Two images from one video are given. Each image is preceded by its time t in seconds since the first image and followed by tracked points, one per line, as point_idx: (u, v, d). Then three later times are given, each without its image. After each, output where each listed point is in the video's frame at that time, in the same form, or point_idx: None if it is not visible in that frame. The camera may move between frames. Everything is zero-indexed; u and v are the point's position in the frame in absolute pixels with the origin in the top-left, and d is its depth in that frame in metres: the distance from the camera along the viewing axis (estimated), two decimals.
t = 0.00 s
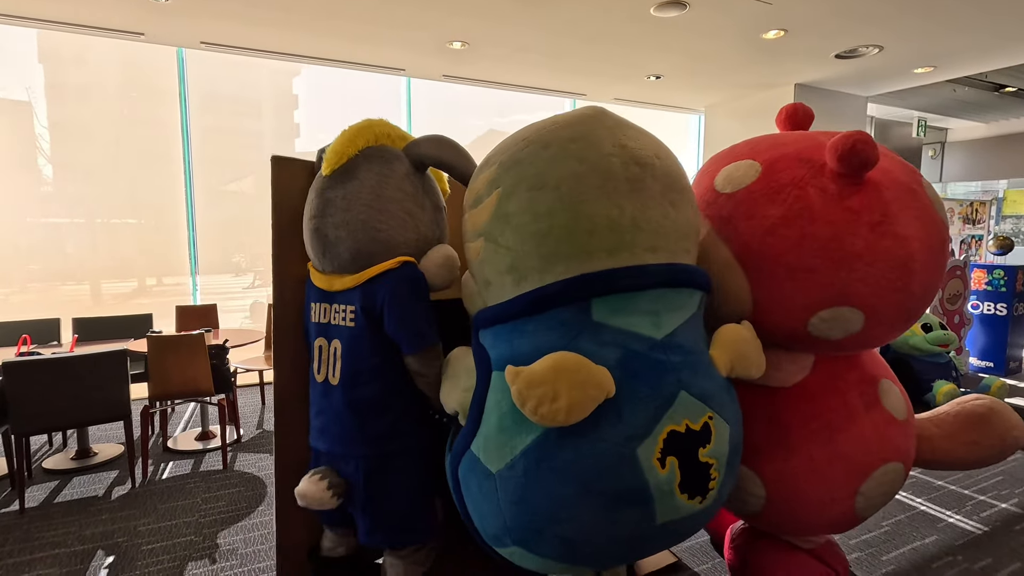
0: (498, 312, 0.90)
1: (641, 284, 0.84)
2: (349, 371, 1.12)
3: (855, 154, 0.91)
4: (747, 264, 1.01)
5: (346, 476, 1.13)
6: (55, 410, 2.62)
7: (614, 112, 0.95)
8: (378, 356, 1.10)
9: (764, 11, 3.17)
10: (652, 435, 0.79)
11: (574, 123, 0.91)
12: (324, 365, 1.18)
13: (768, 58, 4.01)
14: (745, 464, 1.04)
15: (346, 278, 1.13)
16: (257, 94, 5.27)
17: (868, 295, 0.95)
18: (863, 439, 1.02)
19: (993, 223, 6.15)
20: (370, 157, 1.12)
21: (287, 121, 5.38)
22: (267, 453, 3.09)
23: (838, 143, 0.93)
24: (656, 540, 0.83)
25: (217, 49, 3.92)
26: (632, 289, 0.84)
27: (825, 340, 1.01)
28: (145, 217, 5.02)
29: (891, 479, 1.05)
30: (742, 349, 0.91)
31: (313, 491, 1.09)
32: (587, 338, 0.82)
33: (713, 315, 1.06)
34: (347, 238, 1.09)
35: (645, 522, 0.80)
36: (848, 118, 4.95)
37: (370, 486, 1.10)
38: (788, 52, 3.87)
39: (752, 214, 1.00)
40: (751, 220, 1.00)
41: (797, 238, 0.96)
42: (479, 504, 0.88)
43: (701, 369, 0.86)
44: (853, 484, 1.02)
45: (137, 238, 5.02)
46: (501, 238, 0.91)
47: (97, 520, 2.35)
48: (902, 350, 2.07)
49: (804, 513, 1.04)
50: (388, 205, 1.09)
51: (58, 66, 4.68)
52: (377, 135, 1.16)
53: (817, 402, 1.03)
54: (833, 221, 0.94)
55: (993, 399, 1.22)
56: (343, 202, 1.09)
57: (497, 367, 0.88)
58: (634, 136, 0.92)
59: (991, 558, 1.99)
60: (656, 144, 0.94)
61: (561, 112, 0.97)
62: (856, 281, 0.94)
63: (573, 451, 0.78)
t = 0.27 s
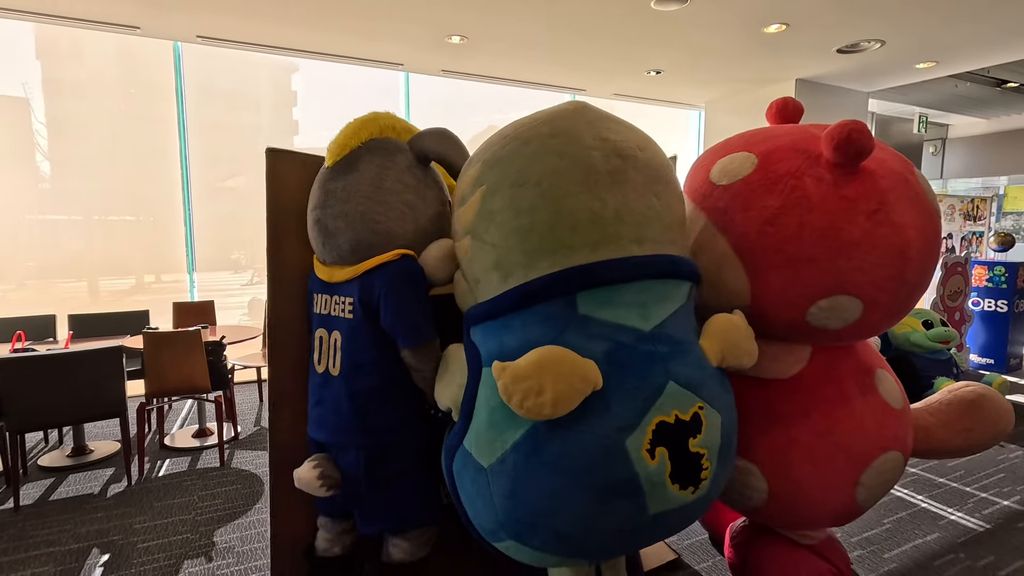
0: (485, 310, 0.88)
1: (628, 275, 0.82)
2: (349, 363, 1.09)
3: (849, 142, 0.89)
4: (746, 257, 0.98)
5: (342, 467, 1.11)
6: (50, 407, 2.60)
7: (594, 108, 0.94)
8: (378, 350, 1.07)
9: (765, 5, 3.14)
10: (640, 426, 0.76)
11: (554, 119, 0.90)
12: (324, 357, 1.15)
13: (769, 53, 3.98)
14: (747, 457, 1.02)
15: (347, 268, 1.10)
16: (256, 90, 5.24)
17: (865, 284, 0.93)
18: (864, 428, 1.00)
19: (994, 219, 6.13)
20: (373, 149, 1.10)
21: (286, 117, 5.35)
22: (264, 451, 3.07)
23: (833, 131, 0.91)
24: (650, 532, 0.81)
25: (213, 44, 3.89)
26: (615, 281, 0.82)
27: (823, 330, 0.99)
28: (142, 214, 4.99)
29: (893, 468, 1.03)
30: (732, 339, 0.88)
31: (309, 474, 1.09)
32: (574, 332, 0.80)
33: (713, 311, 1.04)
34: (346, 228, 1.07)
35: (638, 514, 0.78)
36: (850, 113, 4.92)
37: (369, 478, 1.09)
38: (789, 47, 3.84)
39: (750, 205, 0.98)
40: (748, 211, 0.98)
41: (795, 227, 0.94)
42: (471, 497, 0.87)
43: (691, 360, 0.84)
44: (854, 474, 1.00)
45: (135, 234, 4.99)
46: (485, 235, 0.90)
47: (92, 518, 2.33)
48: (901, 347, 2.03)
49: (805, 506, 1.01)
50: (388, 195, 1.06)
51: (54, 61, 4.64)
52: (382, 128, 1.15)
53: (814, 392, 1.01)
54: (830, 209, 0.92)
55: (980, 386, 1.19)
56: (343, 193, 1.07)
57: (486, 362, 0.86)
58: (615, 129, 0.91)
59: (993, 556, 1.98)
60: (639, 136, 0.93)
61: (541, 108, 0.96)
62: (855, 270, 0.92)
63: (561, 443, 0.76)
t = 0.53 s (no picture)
0: (510, 303, 0.87)
1: (652, 272, 0.82)
2: (371, 365, 1.06)
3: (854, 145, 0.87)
4: (747, 256, 0.97)
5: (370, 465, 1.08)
6: (47, 406, 2.58)
7: (618, 105, 0.92)
8: (402, 349, 1.06)
9: None
10: (664, 423, 0.76)
11: (581, 115, 0.88)
12: (343, 358, 1.12)
13: (769, 49, 3.95)
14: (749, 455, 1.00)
15: (366, 267, 1.08)
16: (254, 86, 5.20)
17: (866, 288, 0.91)
18: (864, 425, 0.99)
19: (994, 216, 6.12)
20: (387, 146, 1.09)
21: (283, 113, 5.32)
22: (263, 449, 3.06)
23: (837, 133, 0.90)
24: (669, 527, 0.80)
25: (210, 39, 3.85)
26: (641, 277, 0.82)
27: (820, 332, 0.98)
28: (140, 211, 4.97)
29: (893, 465, 1.01)
30: (747, 337, 0.88)
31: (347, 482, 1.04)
32: (600, 328, 0.79)
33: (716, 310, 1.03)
34: (365, 226, 1.05)
35: (656, 510, 0.77)
36: (850, 110, 4.90)
37: (396, 480, 1.07)
38: (789, 42, 3.81)
39: (750, 206, 0.97)
40: (750, 212, 0.96)
41: (794, 229, 0.92)
42: (489, 492, 0.84)
43: (711, 359, 0.83)
44: (854, 471, 0.98)
45: (132, 231, 4.96)
46: (509, 230, 0.88)
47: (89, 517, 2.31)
48: (903, 344, 2.02)
49: (804, 502, 1.00)
50: (406, 192, 1.05)
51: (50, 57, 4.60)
52: (392, 125, 1.13)
53: (815, 389, 1.00)
54: (831, 211, 0.91)
55: (986, 385, 1.18)
56: (361, 192, 1.05)
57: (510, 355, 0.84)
58: (643, 128, 0.89)
59: (995, 555, 1.97)
60: (663, 136, 0.92)
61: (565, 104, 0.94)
62: (855, 273, 0.91)
63: (587, 439, 0.75)
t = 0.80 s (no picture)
0: (497, 311, 0.84)
1: (643, 276, 0.79)
2: (370, 363, 1.05)
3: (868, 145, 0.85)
4: (757, 256, 0.95)
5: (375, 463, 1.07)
6: (42, 407, 2.56)
7: (613, 105, 0.90)
8: (400, 349, 1.03)
9: None
10: (654, 432, 0.74)
11: (573, 116, 0.86)
12: (346, 358, 1.10)
13: (771, 48, 3.93)
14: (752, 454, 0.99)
15: (361, 268, 1.06)
16: (253, 85, 5.19)
17: (877, 290, 0.90)
18: (868, 424, 0.97)
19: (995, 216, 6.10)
20: (380, 148, 1.07)
21: (283, 113, 5.30)
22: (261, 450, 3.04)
23: (851, 133, 0.88)
24: (661, 535, 0.79)
25: (209, 37, 3.83)
26: (632, 282, 0.79)
27: (828, 332, 0.96)
28: (138, 211, 4.95)
29: (901, 464, 0.99)
30: (745, 340, 0.85)
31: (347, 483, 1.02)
32: (588, 336, 0.77)
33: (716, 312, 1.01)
34: (359, 228, 1.03)
35: (647, 520, 0.75)
36: (852, 109, 4.88)
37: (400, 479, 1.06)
38: (791, 42, 3.79)
39: (762, 204, 0.95)
40: (761, 211, 0.95)
41: (806, 231, 0.90)
42: (480, 500, 0.83)
43: (704, 364, 0.81)
44: (861, 470, 0.96)
45: (130, 231, 4.94)
46: (500, 234, 0.86)
47: (84, 520, 2.29)
48: (905, 344, 2.01)
49: (811, 505, 0.98)
50: (399, 193, 1.03)
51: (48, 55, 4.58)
52: (388, 126, 1.11)
53: (819, 386, 0.98)
54: (844, 213, 0.89)
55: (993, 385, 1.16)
56: (355, 193, 1.04)
57: (500, 364, 0.82)
58: (634, 129, 0.87)
59: (1000, 557, 1.95)
60: (656, 136, 0.89)
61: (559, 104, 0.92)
62: (870, 274, 0.89)
63: (577, 449, 0.73)
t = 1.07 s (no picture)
0: (493, 310, 0.83)
1: (639, 282, 0.78)
2: (364, 361, 1.04)
3: (867, 150, 0.84)
4: (757, 261, 0.94)
5: (363, 460, 1.06)
6: (40, 410, 2.54)
7: (610, 108, 0.88)
8: (392, 349, 1.01)
9: None
10: (640, 437, 0.72)
11: (568, 120, 0.85)
12: (338, 354, 1.12)
13: (772, 50, 3.93)
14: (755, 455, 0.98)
15: (358, 270, 1.05)
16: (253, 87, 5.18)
17: (880, 295, 0.89)
18: (874, 429, 0.96)
19: (997, 218, 6.09)
20: (380, 152, 1.06)
21: (283, 114, 5.29)
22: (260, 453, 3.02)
23: (850, 137, 0.86)
24: (644, 541, 0.77)
25: (209, 39, 3.83)
26: (627, 288, 0.78)
27: (830, 338, 0.95)
28: (138, 213, 4.94)
29: (905, 470, 0.98)
30: (741, 351, 0.83)
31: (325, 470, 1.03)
32: (581, 337, 0.76)
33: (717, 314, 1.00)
34: (356, 231, 1.02)
35: (628, 524, 0.73)
36: (853, 111, 4.87)
37: (387, 476, 1.03)
38: (792, 43, 3.79)
39: (762, 210, 0.94)
40: (761, 216, 0.93)
41: (806, 236, 0.89)
42: (467, 498, 0.82)
43: (696, 371, 0.79)
44: (864, 476, 0.95)
45: (130, 233, 4.94)
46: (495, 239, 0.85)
47: (82, 524, 2.28)
48: (907, 347, 2.00)
49: (812, 507, 0.96)
50: (397, 197, 1.02)
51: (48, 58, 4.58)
52: (388, 131, 1.10)
53: (823, 390, 0.97)
54: (844, 218, 0.88)
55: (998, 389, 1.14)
56: (353, 195, 1.03)
57: (492, 360, 0.81)
58: (635, 135, 0.85)
59: (1005, 562, 1.94)
60: (659, 142, 0.87)
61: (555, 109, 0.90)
62: (870, 280, 0.88)
63: (564, 452, 0.72)
